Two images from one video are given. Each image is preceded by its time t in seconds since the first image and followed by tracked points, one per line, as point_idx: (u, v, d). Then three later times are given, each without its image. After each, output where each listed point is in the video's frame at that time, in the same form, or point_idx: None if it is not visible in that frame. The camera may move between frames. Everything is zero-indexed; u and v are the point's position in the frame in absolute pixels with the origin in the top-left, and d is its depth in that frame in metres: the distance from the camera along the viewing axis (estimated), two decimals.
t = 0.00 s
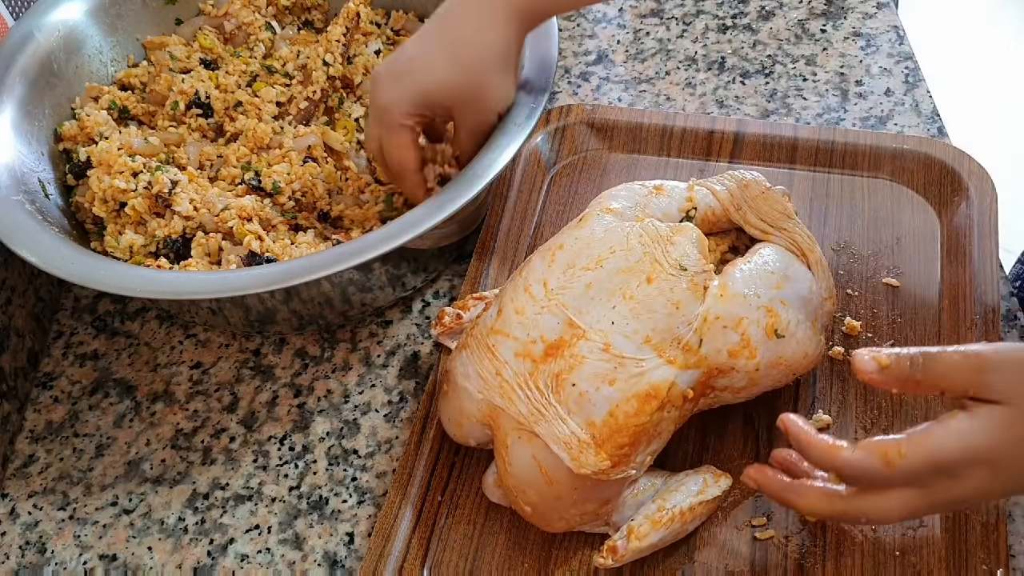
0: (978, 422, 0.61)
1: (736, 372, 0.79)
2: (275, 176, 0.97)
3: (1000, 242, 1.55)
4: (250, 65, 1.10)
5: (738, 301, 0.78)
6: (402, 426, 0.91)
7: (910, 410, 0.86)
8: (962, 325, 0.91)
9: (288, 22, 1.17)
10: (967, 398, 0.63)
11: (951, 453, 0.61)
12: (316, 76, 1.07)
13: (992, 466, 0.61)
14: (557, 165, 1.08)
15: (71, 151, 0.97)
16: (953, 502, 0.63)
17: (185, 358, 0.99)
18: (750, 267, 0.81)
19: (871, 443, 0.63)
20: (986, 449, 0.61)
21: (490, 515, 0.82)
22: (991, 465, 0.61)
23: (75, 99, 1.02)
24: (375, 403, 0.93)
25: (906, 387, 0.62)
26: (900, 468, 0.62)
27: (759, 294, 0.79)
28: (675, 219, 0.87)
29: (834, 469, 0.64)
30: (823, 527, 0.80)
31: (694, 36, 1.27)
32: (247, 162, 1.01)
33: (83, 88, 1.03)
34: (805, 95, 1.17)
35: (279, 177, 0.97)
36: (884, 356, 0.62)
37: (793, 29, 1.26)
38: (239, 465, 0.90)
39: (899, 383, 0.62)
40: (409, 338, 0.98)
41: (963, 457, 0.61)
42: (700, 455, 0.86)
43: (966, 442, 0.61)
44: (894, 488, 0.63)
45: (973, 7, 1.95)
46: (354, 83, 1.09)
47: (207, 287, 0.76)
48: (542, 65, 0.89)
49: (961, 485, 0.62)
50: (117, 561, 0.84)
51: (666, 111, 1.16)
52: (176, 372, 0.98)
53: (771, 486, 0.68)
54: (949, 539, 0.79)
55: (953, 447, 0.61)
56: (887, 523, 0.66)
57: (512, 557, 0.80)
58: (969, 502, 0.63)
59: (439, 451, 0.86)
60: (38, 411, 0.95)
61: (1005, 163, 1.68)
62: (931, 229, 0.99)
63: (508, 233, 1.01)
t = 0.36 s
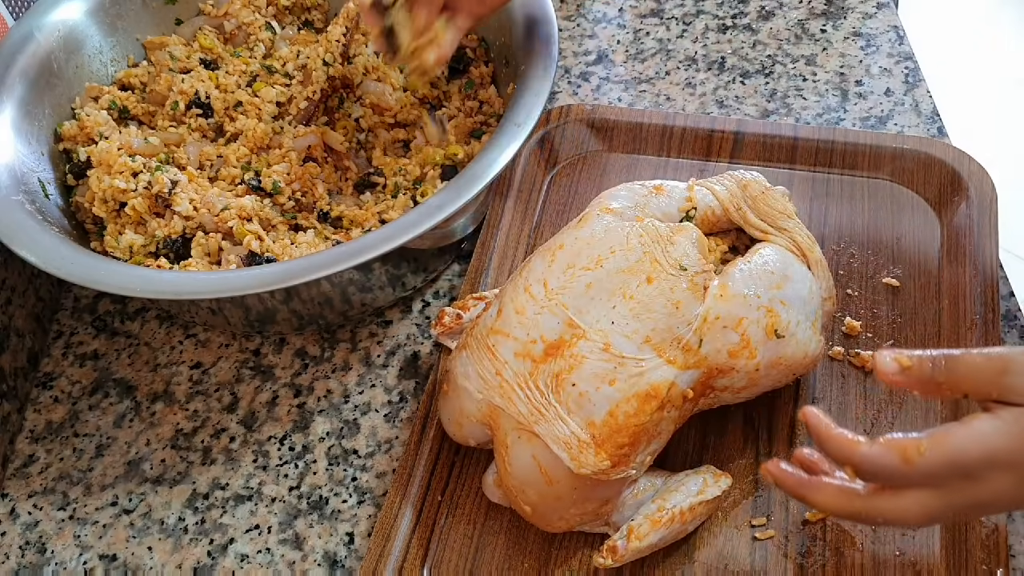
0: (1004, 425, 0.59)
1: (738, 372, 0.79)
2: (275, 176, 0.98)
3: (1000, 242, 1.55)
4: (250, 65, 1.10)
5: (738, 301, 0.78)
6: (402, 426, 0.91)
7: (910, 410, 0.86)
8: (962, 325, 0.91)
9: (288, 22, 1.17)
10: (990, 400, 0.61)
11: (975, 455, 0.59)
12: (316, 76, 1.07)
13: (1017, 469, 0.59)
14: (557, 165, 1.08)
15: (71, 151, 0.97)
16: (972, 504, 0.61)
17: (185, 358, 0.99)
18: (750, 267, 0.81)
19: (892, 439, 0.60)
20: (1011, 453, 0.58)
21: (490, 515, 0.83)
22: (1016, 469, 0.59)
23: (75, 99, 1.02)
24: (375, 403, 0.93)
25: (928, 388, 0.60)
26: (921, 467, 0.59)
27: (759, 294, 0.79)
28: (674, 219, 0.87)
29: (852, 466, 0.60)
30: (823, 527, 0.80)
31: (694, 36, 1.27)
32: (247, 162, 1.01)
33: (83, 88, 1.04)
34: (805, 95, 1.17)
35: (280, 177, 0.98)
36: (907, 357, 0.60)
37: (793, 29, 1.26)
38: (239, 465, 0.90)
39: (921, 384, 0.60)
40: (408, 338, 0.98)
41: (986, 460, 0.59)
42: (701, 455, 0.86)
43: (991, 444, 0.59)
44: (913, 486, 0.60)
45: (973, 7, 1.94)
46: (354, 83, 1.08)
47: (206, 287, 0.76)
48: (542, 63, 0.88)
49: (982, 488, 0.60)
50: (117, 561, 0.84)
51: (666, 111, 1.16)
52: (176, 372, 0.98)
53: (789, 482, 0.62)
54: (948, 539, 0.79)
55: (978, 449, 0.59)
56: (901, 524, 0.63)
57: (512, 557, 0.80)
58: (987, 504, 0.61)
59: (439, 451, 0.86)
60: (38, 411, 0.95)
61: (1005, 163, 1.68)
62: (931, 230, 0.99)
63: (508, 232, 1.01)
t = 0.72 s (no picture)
0: (983, 377, 0.58)
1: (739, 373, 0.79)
2: (275, 176, 0.97)
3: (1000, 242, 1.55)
4: (250, 65, 1.10)
5: (738, 301, 0.78)
6: (402, 426, 0.91)
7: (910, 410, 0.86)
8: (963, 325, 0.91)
9: (288, 22, 1.17)
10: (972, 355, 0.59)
11: (948, 401, 0.58)
12: (316, 76, 1.07)
13: (989, 422, 0.57)
14: (557, 165, 1.08)
15: (71, 151, 0.97)
16: (937, 455, 0.60)
17: (185, 358, 0.99)
18: (750, 266, 0.81)
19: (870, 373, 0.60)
20: (987, 404, 0.57)
21: (490, 515, 0.83)
22: (988, 422, 0.57)
23: (75, 99, 1.02)
24: (375, 403, 0.93)
25: (916, 338, 0.58)
26: (893, 403, 0.58)
27: (759, 294, 0.79)
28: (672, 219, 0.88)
29: (825, 391, 0.60)
30: (823, 526, 0.80)
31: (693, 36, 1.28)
32: (248, 162, 1.01)
33: (83, 88, 1.03)
34: (804, 95, 1.17)
35: (280, 177, 0.97)
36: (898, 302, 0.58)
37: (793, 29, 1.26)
38: (239, 465, 0.90)
39: (910, 332, 0.58)
40: (408, 338, 0.98)
41: (959, 408, 0.58)
42: (700, 455, 0.86)
43: (965, 394, 0.58)
44: (880, 422, 0.60)
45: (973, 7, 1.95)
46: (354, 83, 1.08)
47: (207, 287, 0.76)
48: (542, 62, 0.88)
49: (949, 439, 0.59)
50: (117, 561, 0.84)
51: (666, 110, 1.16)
52: (176, 372, 0.98)
53: (757, 405, 0.61)
54: (948, 539, 0.79)
55: (952, 396, 0.58)
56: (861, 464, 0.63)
57: (512, 557, 0.80)
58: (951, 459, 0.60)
59: (440, 451, 0.86)
60: (38, 411, 0.95)
61: (1005, 163, 1.68)
62: (931, 230, 0.99)
63: (508, 233, 1.01)
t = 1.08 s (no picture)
0: (864, 288, 0.63)
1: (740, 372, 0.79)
2: (275, 176, 0.97)
3: (1000, 242, 1.55)
4: (250, 65, 1.10)
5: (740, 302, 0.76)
6: (402, 426, 0.91)
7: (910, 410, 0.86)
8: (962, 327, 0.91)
9: (288, 22, 1.17)
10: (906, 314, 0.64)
11: (849, 280, 0.63)
12: (316, 76, 1.07)
13: (884, 306, 0.62)
14: (557, 165, 1.08)
15: (71, 151, 0.97)
16: (833, 330, 0.63)
17: (185, 358, 0.99)
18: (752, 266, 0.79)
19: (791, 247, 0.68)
20: (864, 307, 0.63)
21: (490, 515, 0.83)
22: (883, 308, 0.62)
23: (75, 99, 1.02)
24: (375, 403, 0.93)
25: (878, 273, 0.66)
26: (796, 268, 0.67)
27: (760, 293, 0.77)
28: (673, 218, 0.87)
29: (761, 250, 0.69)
30: (823, 526, 0.80)
31: (693, 36, 1.28)
32: (247, 162, 1.01)
33: (83, 88, 1.04)
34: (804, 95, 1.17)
35: (279, 177, 0.97)
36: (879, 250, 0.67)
37: (793, 29, 1.26)
38: (239, 465, 0.90)
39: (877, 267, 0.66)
40: (408, 338, 0.98)
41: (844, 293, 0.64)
42: (700, 455, 0.86)
43: (865, 275, 0.63)
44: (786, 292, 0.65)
45: (972, 8, 1.95)
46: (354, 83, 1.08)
47: (207, 287, 0.76)
48: (542, 62, 0.88)
49: (841, 313, 0.62)
50: (117, 561, 0.84)
51: (666, 110, 1.16)
52: (176, 372, 0.98)
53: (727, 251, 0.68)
54: (948, 538, 0.79)
55: (853, 274, 0.63)
56: (755, 340, 0.67)
57: (512, 557, 0.80)
58: (842, 351, 0.63)
59: (440, 451, 0.86)
60: (38, 411, 0.95)
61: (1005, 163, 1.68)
62: (931, 230, 0.99)
63: (508, 233, 1.01)
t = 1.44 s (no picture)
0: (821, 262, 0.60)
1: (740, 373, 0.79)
2: (275, 176, 0.97)
3: (1000, 242, 1.55)
4: (250, 65, 1.10)
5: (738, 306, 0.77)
6: (402, 426, 0.91)
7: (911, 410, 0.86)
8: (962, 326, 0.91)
9: (288, 22, 1.17)
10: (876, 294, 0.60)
11: (796, 269, 0.61)
12: (316, 76, 1.07)
13: (834, 291, 0.59)
14: (557, 165, 1.08)
15: (71, 151, 0.97)
16: (781, 317, 0.61)
17: (185, 358, 0.99)
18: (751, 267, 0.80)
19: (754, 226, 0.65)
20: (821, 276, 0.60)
21: (490, 515, 0.83)
22: (834, 292, 0.59)
23: (75, 99, 1.02)
24: (375, 403, 0.93)
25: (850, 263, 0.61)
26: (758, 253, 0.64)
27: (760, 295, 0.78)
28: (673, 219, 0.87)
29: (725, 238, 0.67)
30: (823, 527, 0.80)
31: (694, 36, 1.27)
32: (247, 162, 1.01)
33: (83, 88, 1.04)
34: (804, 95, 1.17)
35: (279, 177, 0.97)
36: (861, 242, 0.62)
37: (793, 29, 1.26)
38: (239, 465, 0.90)
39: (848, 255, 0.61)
40: (408, 338, 0.98)
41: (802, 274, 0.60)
42: (700, 455, 0.86)
43: (813, 262, 0.60)
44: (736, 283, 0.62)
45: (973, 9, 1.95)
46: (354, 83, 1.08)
47: (207, 287, 0.76)
48: (542, 62, 0.88)
49: (789, 301, 0.60)
50: (117, 561, 0.84)
51: (666, 110, 1.16)
52: (176, 372, 0.98)
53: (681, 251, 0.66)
54: (948, 539, 0.79)
55: (800, 263, 0.61)
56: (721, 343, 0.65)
57: (512, 557, 0.80)
58: (797, 340, 0.60)
59: (440, 451, 0.86)
60: (38, 411, 0.95)
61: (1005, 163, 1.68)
62: (931, 230, 0.99)
63: (508, 233, 1.01)
